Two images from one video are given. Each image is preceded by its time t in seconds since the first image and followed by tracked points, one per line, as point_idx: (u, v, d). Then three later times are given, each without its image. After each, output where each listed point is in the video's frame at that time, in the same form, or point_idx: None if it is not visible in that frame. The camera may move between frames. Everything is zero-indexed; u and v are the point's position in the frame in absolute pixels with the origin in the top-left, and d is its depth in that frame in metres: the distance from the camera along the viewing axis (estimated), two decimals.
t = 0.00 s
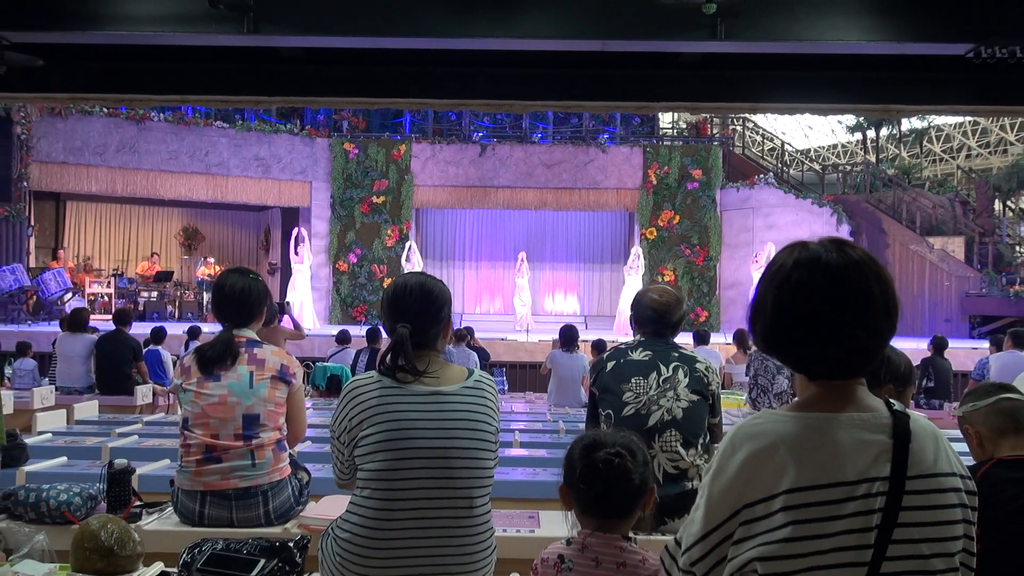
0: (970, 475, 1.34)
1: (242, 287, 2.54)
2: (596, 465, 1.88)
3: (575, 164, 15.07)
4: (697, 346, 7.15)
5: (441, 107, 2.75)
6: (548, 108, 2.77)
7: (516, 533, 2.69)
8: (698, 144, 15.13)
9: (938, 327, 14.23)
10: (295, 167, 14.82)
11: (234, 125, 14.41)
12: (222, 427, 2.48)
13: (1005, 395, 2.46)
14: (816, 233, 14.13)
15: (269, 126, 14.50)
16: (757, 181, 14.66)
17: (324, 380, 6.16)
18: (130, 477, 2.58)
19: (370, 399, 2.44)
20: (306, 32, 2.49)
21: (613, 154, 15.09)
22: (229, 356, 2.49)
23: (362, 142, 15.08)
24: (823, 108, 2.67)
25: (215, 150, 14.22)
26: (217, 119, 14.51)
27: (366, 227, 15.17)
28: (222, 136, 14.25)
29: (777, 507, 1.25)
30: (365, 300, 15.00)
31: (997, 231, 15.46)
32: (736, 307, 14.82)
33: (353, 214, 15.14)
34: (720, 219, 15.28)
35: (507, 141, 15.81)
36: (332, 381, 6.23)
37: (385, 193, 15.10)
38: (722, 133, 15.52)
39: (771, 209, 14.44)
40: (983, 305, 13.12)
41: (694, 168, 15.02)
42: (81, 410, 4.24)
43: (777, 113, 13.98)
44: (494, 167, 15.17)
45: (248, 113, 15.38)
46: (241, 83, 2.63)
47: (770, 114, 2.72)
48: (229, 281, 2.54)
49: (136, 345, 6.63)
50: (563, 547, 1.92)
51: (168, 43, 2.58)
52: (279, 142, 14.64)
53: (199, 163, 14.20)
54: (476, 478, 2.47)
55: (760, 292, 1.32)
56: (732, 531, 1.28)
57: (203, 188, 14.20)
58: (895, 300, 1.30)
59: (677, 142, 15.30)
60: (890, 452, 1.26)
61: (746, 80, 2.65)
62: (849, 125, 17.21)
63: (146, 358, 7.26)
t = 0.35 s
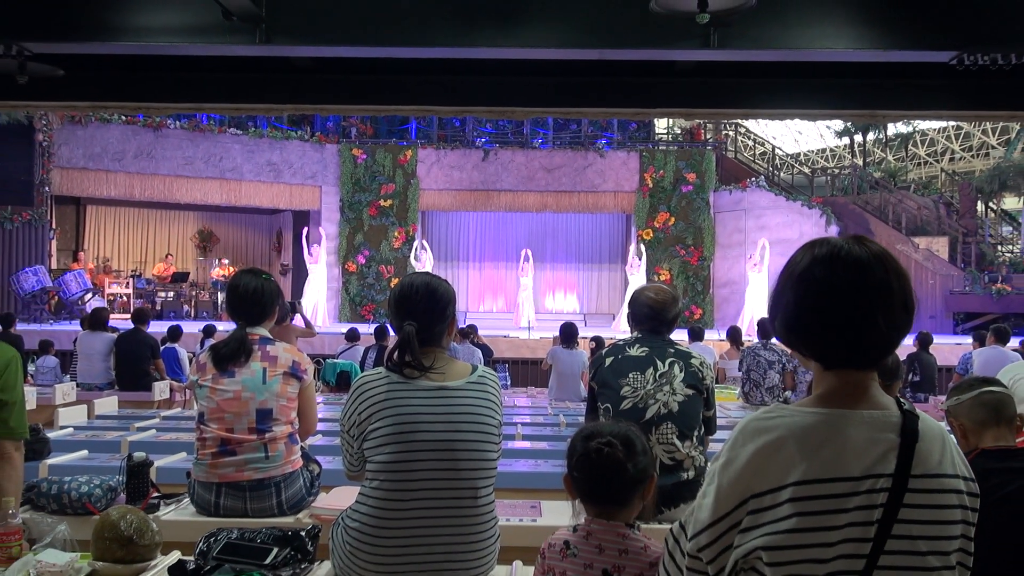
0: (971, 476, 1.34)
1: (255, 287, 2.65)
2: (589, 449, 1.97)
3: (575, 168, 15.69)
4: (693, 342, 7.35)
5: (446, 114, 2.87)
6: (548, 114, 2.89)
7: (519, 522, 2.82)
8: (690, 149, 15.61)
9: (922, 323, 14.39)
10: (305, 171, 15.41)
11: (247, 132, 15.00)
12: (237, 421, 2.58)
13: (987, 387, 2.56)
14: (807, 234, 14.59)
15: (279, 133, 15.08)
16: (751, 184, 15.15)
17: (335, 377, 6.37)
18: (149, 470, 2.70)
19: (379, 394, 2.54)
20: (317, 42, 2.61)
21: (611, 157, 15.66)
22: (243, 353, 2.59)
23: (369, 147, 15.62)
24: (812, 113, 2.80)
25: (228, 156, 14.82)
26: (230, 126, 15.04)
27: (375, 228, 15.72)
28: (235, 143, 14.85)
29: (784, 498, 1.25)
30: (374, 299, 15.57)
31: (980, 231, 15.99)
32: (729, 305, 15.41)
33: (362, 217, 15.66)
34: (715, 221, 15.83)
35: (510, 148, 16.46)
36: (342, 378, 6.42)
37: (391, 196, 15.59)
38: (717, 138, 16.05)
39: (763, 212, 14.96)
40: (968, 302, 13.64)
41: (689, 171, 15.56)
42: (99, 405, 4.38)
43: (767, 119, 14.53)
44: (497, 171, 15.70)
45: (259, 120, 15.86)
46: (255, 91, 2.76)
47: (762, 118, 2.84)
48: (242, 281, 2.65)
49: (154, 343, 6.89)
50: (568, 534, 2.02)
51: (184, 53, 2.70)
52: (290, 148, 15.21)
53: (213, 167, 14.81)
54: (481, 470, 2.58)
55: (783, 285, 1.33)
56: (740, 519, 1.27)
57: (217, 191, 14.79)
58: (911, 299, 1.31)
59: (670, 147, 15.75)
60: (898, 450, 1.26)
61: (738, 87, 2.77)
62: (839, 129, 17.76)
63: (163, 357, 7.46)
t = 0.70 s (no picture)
0: (958, 470, 1.44)
1: (267, 287, 2.76)
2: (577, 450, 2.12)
3: (574, 171, 16.56)
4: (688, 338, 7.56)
5: (449, 120, 2.99)
6: (547, 120, 3.00)
7: (520, 512, 2.96)
8: (687, 153, 16.49)
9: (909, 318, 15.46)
10: (315, 176, 16.25)
11: (259, 138, 15.73)
12: (250, 416, 2.70)
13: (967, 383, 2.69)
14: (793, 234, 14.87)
15: (291, 140, 15.89)
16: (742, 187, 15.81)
17: (343, 373, 6.57)
18: (166, 462, 2.82)
19: (387, 388, 2.64)
20: (324, 52, 2.72)
21: (607, 162, 16.53)
22: (256, 350, 2.71)
23: (376, 153, 16.58)
24: (798, 119, 2.93)
25: (241, 161, 15.60)
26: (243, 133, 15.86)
27: (381, 232, 16.67)
28: (247, 149, 15.61)
29: (776, 487, 1.36)
30: (380, 298, 16.54)
31: (963, 232, 16.81)
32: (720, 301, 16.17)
33: (369, 220, 16.63)
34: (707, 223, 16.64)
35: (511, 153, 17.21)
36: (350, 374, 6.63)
37: (396, 200, 16.60)
38: (709, 143, 16.87)
39: (753, 214, 15.60)
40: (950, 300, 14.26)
41: (682, 175, 16.41)
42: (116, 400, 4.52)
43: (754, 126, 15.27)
44: (499, 175, 16.62)
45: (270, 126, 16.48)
46: (265, 99, 2.87)
47: (752, 124, 2.96)
48: (255, 282, 2.76)
49: (171, 341, 7.11)
50: (567, 526, 2.11)
51: (197, 62, 2.81)
52: (301, 153, 16.07)
53: (227, 173, 15.57)
54: (485, 463, 2.67)
55: (785, 283, 1.42)
56: (734, 509, 1.39)
57: (230, 196, 15.61)
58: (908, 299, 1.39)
59: (666, 152, 16.70)
60: (885, 443, 1.36)
61: (729, 94, 2.89)
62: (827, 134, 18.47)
63: (180, 355, 7.64)
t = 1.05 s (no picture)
0: (940, 460, 1.57)
1: (279, 287, 2.88)
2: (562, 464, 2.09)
3: (573, 176, 16.84)
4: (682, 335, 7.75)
5: (453, 126, 3.11)
6: (547, 126, 3.14)
7: (523, 502, 3.07)
8: (681, 157, 16.80)
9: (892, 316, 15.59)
10: (325, 180, 16.53)
11: (272, 145, 16.10)
12: (263, 410, 2.82)
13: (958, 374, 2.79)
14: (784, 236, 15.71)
15: (301, 146, 16.23)
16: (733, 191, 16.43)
17: (352, 368, 6.76)
18: (183, 456, 2.94)
19: (395, 383, 2.75)
20: (333, 62, 2.84)
21: (604, 167, 16.84)
22: (269, 348, 2.83)
23: (384, 158, 16.74)
24: (787, 125, 3.06)
25: (255, 167, 15.94)
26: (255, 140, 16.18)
27: (389, 233, 16.80)
28: (260, 156, 15.96)
29: (766, 477, 1.47)
30: (389, 297, 16.73)
31: (946, 234, 17.26)
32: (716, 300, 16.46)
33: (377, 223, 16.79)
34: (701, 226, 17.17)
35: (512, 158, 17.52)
36: (359, 371, 6.81)
37: (404, 203, 16.78)
38: (702, 148, 17.19)
39: (744, 217, 16.24)
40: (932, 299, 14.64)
41: (676, 179, 16.74)
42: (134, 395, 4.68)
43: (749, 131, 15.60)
44: (501, 179, 16.95)
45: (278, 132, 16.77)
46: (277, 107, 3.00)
47: (743, 129, 3.09)
48: (268, 282, 2.88)
49: (187, 339, 7.34)
50: (573, 516, 2.10)
51: (211, 72, 2.94)
52: (311, 159, 16.37)
53: (240, 178, 15.88)
54: (489, 455, 2.77)
55: (772, 282, 1.53)
56: (726, 499, 1.50)
57: (244, 201, 15.88)
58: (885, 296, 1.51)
59: (660, 156, 17.05)
60: (869, 435, 1.47)
61: (721, 101, 3.02)
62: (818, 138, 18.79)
63: (196, 351, 7.83)
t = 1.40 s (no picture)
0: (920, 450, 1.59)
1: (289, 287, 3.01)
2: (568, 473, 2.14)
3: (572, 180, 17.05)
4: (677, 333, 7.94)
5: (456, 132, 3.24)
6: (547, 132, 3.26)
7: (525, 493, 3.20)
8: (675, 163, 17.05)
9: (878, 317, 16.13)
10: (333, 185, 16.64)
11: (282, 151, 16.28)
12: (274, 406, 2.94)
13: (941, 369, 2.85)
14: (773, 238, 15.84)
15: (311, 151, 16.37)
16: (726, 195, 16.50)
17: (360, 365, 6.93)
18: (196, 449, 3.06)
19: (398, 380, 2.78)
20: (341, 71, 2.97)
21: (601, 172, 17.01)
22: (280, 346, 2.95)
23: (390, 164, 17.02)
24: (778, 131, 3.19)
25: (266, 172, 16.06)
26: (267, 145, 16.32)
27: (395, 235, 17.01)
28: (272, 161, 16.10)
29: (754, 471, 1.50)
30: (395, 297, 16.89)
31: (929, 236, 17.60)
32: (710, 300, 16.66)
33: (384, 225, 17.00)
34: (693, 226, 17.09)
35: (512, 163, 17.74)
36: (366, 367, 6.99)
37: (409, 207, 16.93)
38: (695, 154, 17.42)
39: (736, 219, 16.25)
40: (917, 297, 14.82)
41: (671, 183, 16.97)
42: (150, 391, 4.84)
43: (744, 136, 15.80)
44: (502, 183, 17.14)
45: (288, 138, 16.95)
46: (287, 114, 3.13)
47: (735, 134, 3.21)
48: (278, 282, 3.00)
49: (201, 337, 7.44)
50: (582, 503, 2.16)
51: (225, 80, 3.07)
52: (320, 165, 16.49)
53: (252, 182, 16.03)
54: (491, 449, 2.79)
55: (740, 289, 1.54)
56: (716, 493, 1.54)
57: (256, 204, 16.00)
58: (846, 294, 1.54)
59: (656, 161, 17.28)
60: (852, 427, 1.50)
61: (712, 108, 3.15)
62: (806, 144, 19.01)
63: (210, 349, 8.01)
